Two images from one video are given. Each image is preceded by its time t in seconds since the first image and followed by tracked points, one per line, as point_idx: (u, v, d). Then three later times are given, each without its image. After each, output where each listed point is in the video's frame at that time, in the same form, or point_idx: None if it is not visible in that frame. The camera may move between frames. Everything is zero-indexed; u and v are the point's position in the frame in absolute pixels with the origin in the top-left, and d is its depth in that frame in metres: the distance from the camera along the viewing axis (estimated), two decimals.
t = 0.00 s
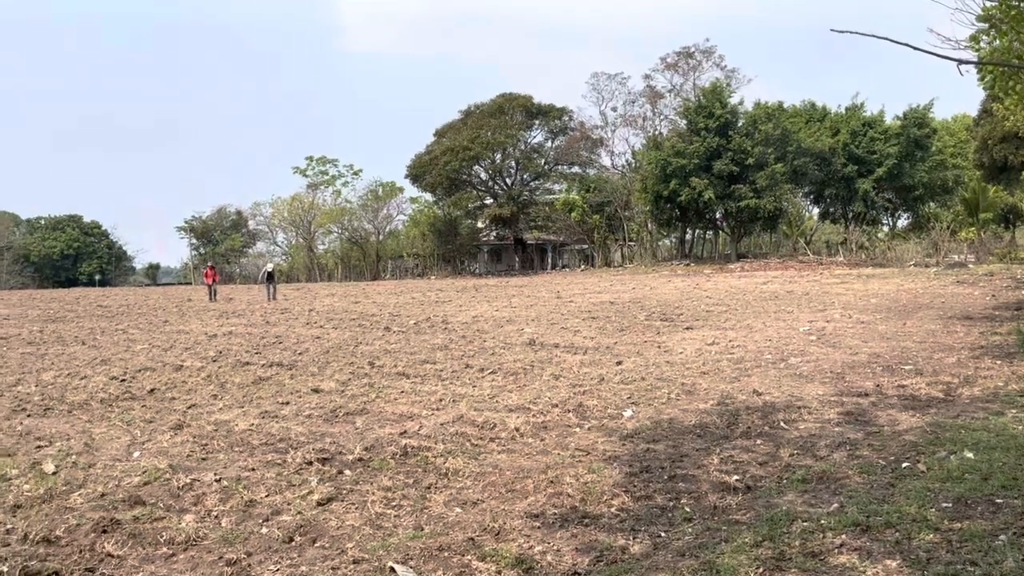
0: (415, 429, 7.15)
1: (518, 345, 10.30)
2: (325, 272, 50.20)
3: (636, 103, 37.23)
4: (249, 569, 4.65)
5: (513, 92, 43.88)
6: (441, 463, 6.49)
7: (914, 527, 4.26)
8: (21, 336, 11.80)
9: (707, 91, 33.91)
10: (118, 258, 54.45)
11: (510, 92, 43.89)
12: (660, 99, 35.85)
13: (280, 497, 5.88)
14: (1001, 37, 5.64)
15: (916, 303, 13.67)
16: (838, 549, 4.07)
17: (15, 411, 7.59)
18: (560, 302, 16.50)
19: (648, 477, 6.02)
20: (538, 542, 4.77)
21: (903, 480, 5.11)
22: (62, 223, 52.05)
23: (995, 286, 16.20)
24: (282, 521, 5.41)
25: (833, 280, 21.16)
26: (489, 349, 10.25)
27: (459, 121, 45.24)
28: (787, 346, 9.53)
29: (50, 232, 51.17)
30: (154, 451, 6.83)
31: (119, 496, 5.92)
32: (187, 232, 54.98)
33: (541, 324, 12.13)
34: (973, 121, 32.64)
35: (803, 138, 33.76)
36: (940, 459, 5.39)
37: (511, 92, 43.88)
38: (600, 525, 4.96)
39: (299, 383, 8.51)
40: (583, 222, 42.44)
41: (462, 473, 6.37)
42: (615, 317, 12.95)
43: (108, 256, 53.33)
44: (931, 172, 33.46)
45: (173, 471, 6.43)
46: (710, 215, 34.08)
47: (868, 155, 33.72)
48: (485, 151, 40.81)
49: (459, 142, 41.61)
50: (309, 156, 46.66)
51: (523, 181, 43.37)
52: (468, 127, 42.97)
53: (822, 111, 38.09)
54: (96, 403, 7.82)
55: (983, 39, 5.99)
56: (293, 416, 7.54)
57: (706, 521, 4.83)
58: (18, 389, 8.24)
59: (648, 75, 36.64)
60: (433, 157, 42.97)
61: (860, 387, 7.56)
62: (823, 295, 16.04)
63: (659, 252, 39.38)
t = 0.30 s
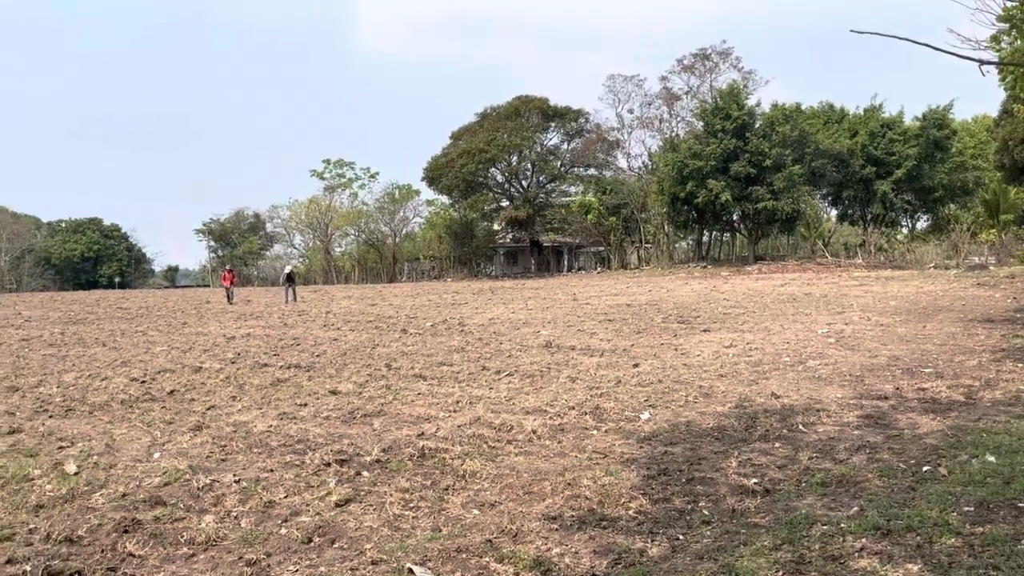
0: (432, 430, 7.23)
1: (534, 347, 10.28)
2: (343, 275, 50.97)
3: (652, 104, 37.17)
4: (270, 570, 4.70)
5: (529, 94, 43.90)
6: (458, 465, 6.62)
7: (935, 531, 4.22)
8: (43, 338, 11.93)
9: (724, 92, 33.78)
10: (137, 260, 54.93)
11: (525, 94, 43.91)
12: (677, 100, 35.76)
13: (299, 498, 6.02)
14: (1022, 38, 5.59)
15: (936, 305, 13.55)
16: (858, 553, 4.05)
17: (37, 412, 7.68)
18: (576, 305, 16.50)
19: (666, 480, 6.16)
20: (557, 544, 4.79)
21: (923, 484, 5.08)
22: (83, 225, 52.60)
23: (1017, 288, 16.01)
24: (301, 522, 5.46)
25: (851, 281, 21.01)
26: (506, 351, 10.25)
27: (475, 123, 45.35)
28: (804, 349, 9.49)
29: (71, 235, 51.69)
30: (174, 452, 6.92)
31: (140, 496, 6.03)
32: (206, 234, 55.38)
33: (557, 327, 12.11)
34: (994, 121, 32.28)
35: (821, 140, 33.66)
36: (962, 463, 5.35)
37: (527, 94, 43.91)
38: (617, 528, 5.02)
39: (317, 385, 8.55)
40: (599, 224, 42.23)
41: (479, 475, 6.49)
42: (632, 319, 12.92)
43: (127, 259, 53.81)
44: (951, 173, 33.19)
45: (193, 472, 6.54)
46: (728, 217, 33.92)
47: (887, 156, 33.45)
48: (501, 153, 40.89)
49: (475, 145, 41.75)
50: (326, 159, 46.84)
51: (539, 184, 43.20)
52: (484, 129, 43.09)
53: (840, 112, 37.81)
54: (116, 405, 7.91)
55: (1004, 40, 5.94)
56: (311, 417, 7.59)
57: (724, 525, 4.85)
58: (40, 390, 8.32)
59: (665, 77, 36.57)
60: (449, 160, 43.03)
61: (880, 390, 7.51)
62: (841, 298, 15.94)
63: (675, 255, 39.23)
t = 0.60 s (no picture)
0: (452, 432, 7.28)
1: (553, 350, 10.27)
2: (362, 276, 51.33)
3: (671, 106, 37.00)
4: (291, 569, 4.73)
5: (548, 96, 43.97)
6: (478, 467, 6.68)
7: (959, 536, 4.18)
8: (67, 338, 12.06)
9: (744, 94, 33.40)
10: (159, 262, 55.54)
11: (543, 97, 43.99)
12: (696, 102, 35.59)
13: (320, 500, 6.10)
14: None
15: (959, 308, 13.40)
16: (881, 558, 4.01)
17: (62, 412, 7.78)
18: (595, 306, 16.51)
19: (686, 483, 6.19)
20: (576, 546, 4.78)
21: (947, 488, 5.05)
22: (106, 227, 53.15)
23: None
24: (321, 522, 5.50)
25: (874, 284, 20.90)
26: (524, 352, 10.24)
27: (494, 125, 45.43)
28: (826, 352, 9.41)
29: (95, 236, 52.29)
30: (197, 452, 6.99)
31: (163, 495, 6.12)
32: (227, 237, 55.83)
33: (576, 329, 12.10)
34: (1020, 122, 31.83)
35: (842, 141, 33.49)
36: (986, 468, 5.30)
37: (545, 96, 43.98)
38: (637, 530, 5.04)
39: (337, 387, 8.58)
40: (618, 227, 42.07)
41: (498, 477, 6.54)
42: (651, 321, 12.88)
43: (150, 260, 54.31)
44: (975, 174, 32.98)
45: (214, 472, 6.63)
46: (747, 219, 33.81)
47: (909, 157, 33.03)
48: (519, 155, 40.74)
49: (494, 147, 41.64)
50: (346, 161, 47.09)
51: (558, 185, 43.15)
52: (503, 132, 43.09)
53: (862, 114, 37.45)
54: (139, 405, 7.99)
55: None
56: (331, 418, 7.64)
57: (745, 528, 4.86)
58: (65, 390, 8.42)
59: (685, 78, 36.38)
60: (469, 162, 42.77)
61: (902, 393, 7.44)
62: (863, 300, 15.83)
63: (695, 256, 39.33)
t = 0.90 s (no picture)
0: (473, 433, 7.31)
1: (574, 352, 10.25)
2: (383, 277, 51.80)
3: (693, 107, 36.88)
4: (314, 569, 4.77)
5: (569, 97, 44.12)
6: (499, 469, 6.71)
7: (986, 542, 4.14)
8: (92, 339, 12.23)
9: (767, 96, 33.39)
10: (183, 263, 56.26)
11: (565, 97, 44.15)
12: (718, 103, 35.47)
13: (342, 500, 6.17)
14: None
15: (986, 311, 13.25)
16: (906, 563, 3.98)
17: (88, 411, 7.88)
18: (618, 309, 16.50)
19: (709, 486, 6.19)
20: (597, 548, 4.79)
21: (973, 493, 5.01)
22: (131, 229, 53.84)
23: None
24: (343, 522, 5.54)
25: (898, 287, 20.71)
26: (545, 354, 10.24)
27: (516, 126, 45.66)
28: (850, 354, 9.34)
29: (121, 237, 52.98)
30: (221, 452, 7.07)
31: (188, 495, 6.22)
32: (250, 238, 56.18)
33: (597, 331, 12.09)
34: None
35: (866, 142, 32.85)
36: (1013, 472, 5.27)
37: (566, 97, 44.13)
38: (659, 533, 5.04)
39: (358, 387, 8.63)
40: (639, 228, 41.60)
41: (519, 479, 6.57)
42: (671, 324, 12.84)
43: (174, 261, 54.95)
44: (1002, 176, 32.34)
45: (238, 472, 6.71)
46: (770, 220, 33.76)
47: (935, 158, 32.69)
48: (540, 156, 40.87)
49: (515, 148, 41.79)
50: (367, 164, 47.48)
51: (578, 187, 43.04)
52: (524, 133, 43.28)
53: (886, 114, 37.14)
54: (164, 405, 8.08)
55: None
56: (353, 419, 7.68)
57: (768, 532, 4.87)
58: (91, 389, 8.55)
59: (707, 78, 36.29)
60: (489, 164, 43.47)
61: (926, 397, 7.38)
62: (887, 303, 15.69)
63: (716, 258, 39.08)
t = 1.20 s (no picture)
0: (492, 452, 6.51)
1: (605, 361, 9.39)
2: (391, 278, 50.14)
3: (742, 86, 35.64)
4: None
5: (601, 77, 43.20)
6: (521, 493, 5.92)
7: None
8: (72, 346, 11.40)
9: (825, 71, 32.20)
10: (168, 261, 52.69)
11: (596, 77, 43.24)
12: (770, 80, 34.24)
13: (346, 527, 5.46)
14: None
15: None
16: None
17: (64, 426, 7.14)
18: (655, 313, 15.49)
19: (760, 516, 5.42)
20: None
21: None
22: (112, 223, 50.52)
23: None
24: (348, 552, 5.07)
25: (977, 289, 19.93)
26: (575, 365, 9.38)
27: (540, 109, 44.98)
28: (920, 366, 8.48)
29: (101, 233, 49.70)
30: (210, 472, 6.32)
31: (175, 519, 5.59)
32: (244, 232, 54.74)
33: (632, 338, 11.20)
34: None
35: (937, 124, 32.06)
36: None
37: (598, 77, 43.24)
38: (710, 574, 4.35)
39: (364, 401, 7.83)
40: (680, 221, 40.68)
41: (545, 504, 5.79)
42: (717, 330, 11.94)
43: (158, 259, 51.47)
44: None
45: (230, 495, 5.98)
46: (829, 213, 32.52)
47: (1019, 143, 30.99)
48: (567, 140, 40.16)
49: (540, 133, 41.33)
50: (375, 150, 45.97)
51: (610, 175, 42.28)
52: (550, 116, 42.84)
53: (962, 93, 35.73)
54: (148, 419, 7.32)
55: None
56: (358, 436, 6.90)
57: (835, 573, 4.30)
58: (67, 402, 7.80)
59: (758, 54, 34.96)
60: (510, 151, 42.89)
61: (1009, 416, 6.58)
62: (961, 308, 14.66)
63: (766, 256, 39.13)
